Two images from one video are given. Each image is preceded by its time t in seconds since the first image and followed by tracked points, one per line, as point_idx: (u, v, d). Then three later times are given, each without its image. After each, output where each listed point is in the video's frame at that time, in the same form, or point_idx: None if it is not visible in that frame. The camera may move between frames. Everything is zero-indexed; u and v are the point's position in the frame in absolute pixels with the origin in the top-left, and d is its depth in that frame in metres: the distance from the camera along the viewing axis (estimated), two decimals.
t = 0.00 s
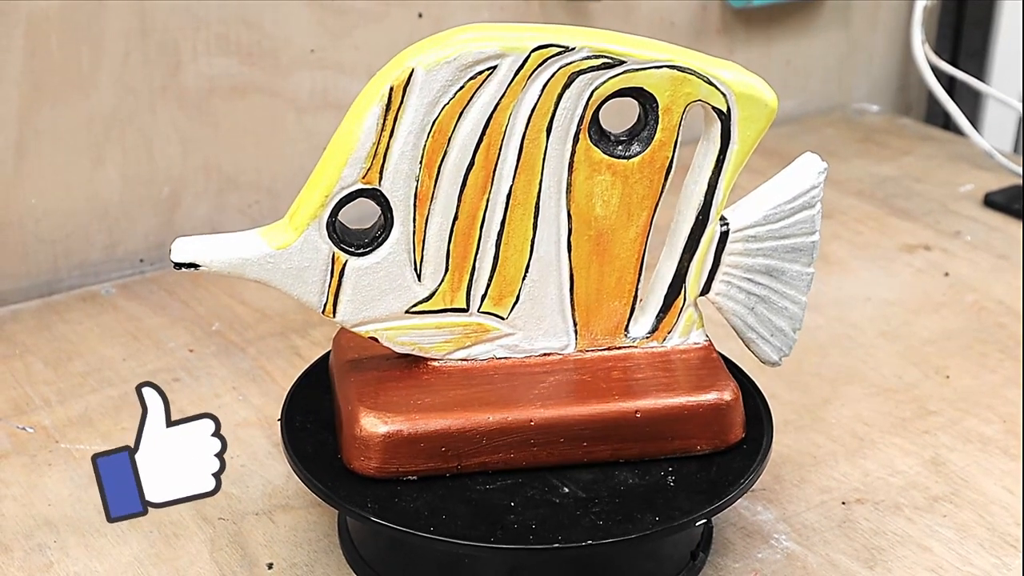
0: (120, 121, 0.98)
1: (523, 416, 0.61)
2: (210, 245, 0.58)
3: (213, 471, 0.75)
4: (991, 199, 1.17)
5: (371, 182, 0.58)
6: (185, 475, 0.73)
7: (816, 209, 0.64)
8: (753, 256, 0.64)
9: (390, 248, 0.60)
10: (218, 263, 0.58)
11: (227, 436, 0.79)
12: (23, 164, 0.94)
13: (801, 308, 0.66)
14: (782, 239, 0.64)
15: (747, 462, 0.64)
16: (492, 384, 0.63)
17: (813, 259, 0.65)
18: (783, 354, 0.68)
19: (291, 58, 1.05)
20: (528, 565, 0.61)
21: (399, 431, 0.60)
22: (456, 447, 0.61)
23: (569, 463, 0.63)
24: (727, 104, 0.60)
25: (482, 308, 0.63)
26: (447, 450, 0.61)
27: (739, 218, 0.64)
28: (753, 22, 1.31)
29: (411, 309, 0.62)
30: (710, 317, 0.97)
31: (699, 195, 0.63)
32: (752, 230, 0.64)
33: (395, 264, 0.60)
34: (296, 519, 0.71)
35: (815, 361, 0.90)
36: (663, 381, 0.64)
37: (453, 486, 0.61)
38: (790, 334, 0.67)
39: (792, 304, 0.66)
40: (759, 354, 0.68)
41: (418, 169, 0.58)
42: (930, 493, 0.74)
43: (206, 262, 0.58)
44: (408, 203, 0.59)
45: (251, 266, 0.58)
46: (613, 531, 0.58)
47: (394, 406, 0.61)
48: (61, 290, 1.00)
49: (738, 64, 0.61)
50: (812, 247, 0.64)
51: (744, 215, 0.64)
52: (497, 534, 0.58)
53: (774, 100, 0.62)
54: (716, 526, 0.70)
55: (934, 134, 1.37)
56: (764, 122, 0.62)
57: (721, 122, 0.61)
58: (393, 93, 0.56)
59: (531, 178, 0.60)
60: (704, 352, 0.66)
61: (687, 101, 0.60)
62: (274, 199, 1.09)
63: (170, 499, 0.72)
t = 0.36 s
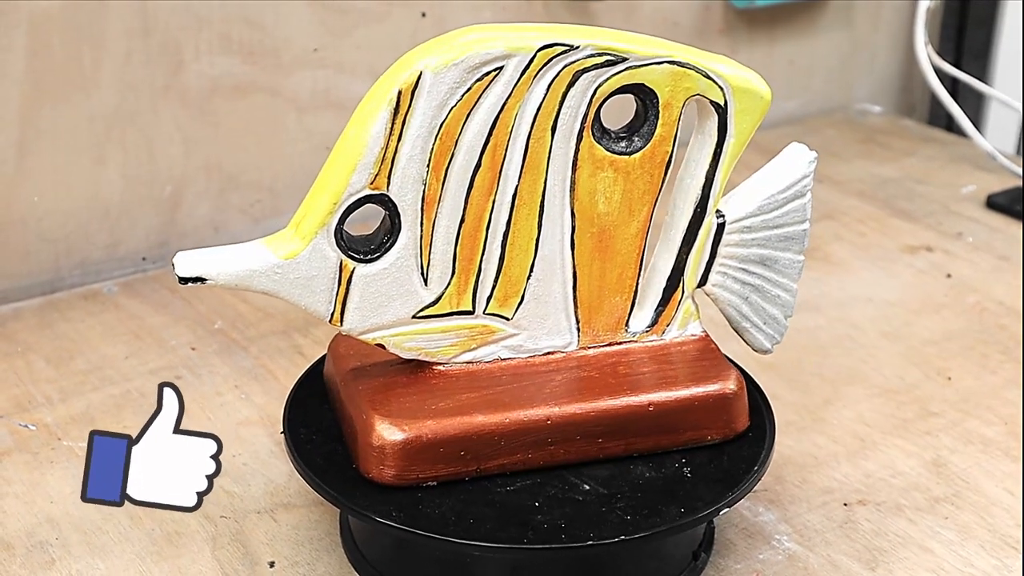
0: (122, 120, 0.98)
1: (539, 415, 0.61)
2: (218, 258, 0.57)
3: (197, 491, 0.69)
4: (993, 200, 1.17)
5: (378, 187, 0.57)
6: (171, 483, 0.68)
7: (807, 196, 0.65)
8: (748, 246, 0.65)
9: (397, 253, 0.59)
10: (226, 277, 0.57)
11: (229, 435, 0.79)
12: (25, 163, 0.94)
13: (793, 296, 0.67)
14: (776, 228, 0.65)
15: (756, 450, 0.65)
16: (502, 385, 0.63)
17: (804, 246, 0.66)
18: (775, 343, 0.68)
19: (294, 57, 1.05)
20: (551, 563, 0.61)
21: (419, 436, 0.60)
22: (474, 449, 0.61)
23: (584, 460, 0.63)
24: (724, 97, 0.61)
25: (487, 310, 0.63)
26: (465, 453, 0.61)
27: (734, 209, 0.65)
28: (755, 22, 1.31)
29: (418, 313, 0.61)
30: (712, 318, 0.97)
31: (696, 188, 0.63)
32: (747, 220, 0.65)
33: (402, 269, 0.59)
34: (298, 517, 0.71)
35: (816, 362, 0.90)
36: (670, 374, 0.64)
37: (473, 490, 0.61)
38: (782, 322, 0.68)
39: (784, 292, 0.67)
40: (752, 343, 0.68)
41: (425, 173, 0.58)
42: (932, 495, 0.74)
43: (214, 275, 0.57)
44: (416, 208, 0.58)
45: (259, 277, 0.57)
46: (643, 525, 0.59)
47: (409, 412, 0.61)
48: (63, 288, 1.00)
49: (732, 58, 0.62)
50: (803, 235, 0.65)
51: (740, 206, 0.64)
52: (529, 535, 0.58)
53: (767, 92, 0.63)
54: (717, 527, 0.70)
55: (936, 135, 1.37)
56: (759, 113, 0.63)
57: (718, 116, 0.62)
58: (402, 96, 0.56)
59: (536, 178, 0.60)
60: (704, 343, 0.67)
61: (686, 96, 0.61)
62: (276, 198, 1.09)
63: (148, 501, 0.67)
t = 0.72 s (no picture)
0: (124, 119, 0.98)
1: (553, 417, 0.61)
2: (226, 275, 0.55)
3: (201, 487, 0.71)
4: (997, 201, 1.17)
5: (388, 195, 0.56)
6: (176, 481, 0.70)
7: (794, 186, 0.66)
8: (740, 238, 0.66)
9: (405, 260, 0.58)
10: (237, 293, 0.56)
11: (231, 435, 0.79)
12: (27, 162, 0.94)
13: (781, 284, 0.68)
14: (765, 219, 0.66)
15: (763, 438, 0.66)
16: (512, 388, 0.62)
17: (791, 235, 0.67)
18: (763, 330, 0.70)
19: (296, 57, 1.05)
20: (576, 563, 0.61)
21: (438, 443, 0.59)
22: (493, 453, 0.61)
23: (598, 458, 0.63)
24: (718, 91, 0.62)
25: (492, 313, 0.62)
26: (484, 457, 0.60)
27: (725, 202, 0.65)
28: (758, 22, 1.30)
29: (425, 320, 0.60)
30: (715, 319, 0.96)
31: (690, 182, 0.64)
32: (739, 212, 0.65)
33: (410, 276, 0.59)
34: (299, 518, 0.71)
35: (819, 363, 0.90)
36: (677, 368, 0.65)
37: (495, 494, 0.61)
38: (771, 310, 0.69)
39: (773, 280, 0.68)
40: (742, 333, 0.69)
41: (433, 178, 0.57)
42: (934, 497, 0.74)
43: (225, 293, 0.55)
44: (425, 213, 0.58)
45: (269, 291, 0.56)
46: (672, 519, 0.59)
47: (425, 420, 0.60)
48: (65, 287, 1.00)
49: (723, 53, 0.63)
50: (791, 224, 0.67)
51: (731, 199, 0.65)
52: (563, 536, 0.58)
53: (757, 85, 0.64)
54: (720, 528, 0.70)
55: (939, 135, 1.37)
56: (750, 107, 0.63)
57: (713, 110, 0.62)
58: (410, 102, 0.55)
59: (540, 179, 0.60)
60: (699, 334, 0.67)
61: (683, 91, 0.61)
62: (278, 197, 1.09)
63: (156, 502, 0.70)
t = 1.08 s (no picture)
0: (126, 119, 0.98)
1: (570, 415, 0.61)
2: (241, 290, 0.54)
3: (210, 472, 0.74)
4: (998, 201, 1.17)
5: (399, 201, 0.56)
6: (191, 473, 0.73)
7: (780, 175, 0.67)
8: (729, 228, 0.67)
9: (416, 265, 0.58)
10: (252, 309, 0.54)
11: (233, 435, 0.79)
12: (29, 161, 0.94)
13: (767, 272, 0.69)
14: (752, 208, 0.67)
15: (767, 425, 0.67)
16: (524, 389, 0.62)
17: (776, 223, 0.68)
18: (750, 319, 0.70)
19: (298, 57, 1.05)
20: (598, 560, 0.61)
21: (461, 447, 0.59)
22: (513, 454, 0.60)
23: (611, 454, 0.63)
24: (710, 84, 0.63)
25: (499, 315, 0.62)
26: (505, 460, 0.60)
27: (715, 194, 0.66)
28: (760, 22, 1.30)
29: (435, 325, 0.60)
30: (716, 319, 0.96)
31: (683, 176, 0.64)
32: (728, 203, 0.66)
33: (421, 281, 0.58)
34: (301, 517, 0.71)
35: (821, 363, 0.90)
36: (680, 361, 0.65)
37: (517, 496, 0.60)
38: (758, 298, 0.70)
39: (760, 269, 0.69)
40: (730, 323, 0.70)
41: (442, 181, 0.57)
42: (936, 497, 0.74)
43: (240, 308, 0.54)
44: (435, 217, 0.57)
45: (284, 304, 0.55)
46: (697, 509, 0.60)
47: (444, 425, 0.59)
48: (67, 287, 1.00)
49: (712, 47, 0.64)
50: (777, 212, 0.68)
51: (721, 190, 0.66)
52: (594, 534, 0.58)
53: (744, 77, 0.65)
54: (721, 528, 0.70)
55: (941, 135, 1.36)
56: (739, 99, 0.64)
57: (704, 104, 0.63)
58: (421, 105, 0.55)
59: (544, 179, 0.60)
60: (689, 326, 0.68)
61: (678, 86, 0.62)
62: (280, 197, 1.09)
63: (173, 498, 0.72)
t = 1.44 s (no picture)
0: (128, 119, 0.98)
1: (583, 412, 0.61)
2: (258, 301, 0.53)
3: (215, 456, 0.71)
4: (999, 200, 1.17)
5: (411, 205, 0.55)
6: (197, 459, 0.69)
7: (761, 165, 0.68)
8: (716, 218, 0.67)
9: (427, 269, 0.57)
10: (272, 321, 0.53)
11: (234, 434, 0.79)
12: (30, 162, 0.94)
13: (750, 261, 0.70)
14: (737, 198, 0.68)
15: (766, 411, 0.68)
16: (534, 390, 0.62)
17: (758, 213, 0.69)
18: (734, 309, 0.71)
19: (299, 57, 1.05)
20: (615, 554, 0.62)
21: (483, 451, 0.58)
22: (532, 454, 0.60)
23: (622, 448, 0.63)
24: (699, 78, 0.64)
25: (504, 315, 0.62)
26: (525, 460, 0.60)
27: (702, 185, 0.67)
28: (761, 22, 1.30)
29: (444, 328, 0.60)
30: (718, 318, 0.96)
31: (674, 169, 0.65)
32: (716, 193, 0.67)
33: (431, 285, 0.58)
34: (303, 517, 0.71)
35: (822, 363, 0.90)
36: (679, 354, 0.66)
37: (539, 496, 0.60)
38: (742, 288, 0.70)
39: (744, 258, 0.69)
40: (714, 313, 0.70)
41: (452, 183, 0.56)
42: (937, 495, 0.74)
43: (260, 320, 0.52)
44: (445, 221, 0.57)
45: (303, 315, 0.54)
46: (716, 496, 0.60)
47: (462, 429, 0.59)
48: (68, 287, 1.00)
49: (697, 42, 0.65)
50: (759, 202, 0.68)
51: (708, 181, 0.67)
52: (623, 528, 0.58)
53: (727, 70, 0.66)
54: (722, 527, 0.70)
55: (941, 134, 1.37)
56: (723, 92, 0.66)
57: (694, 97, 0.64)
58: (432, 108, 0.54)
59: (547, 178, 0.60)
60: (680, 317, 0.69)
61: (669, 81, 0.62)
62: (281, 197, 1.09)
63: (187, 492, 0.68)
